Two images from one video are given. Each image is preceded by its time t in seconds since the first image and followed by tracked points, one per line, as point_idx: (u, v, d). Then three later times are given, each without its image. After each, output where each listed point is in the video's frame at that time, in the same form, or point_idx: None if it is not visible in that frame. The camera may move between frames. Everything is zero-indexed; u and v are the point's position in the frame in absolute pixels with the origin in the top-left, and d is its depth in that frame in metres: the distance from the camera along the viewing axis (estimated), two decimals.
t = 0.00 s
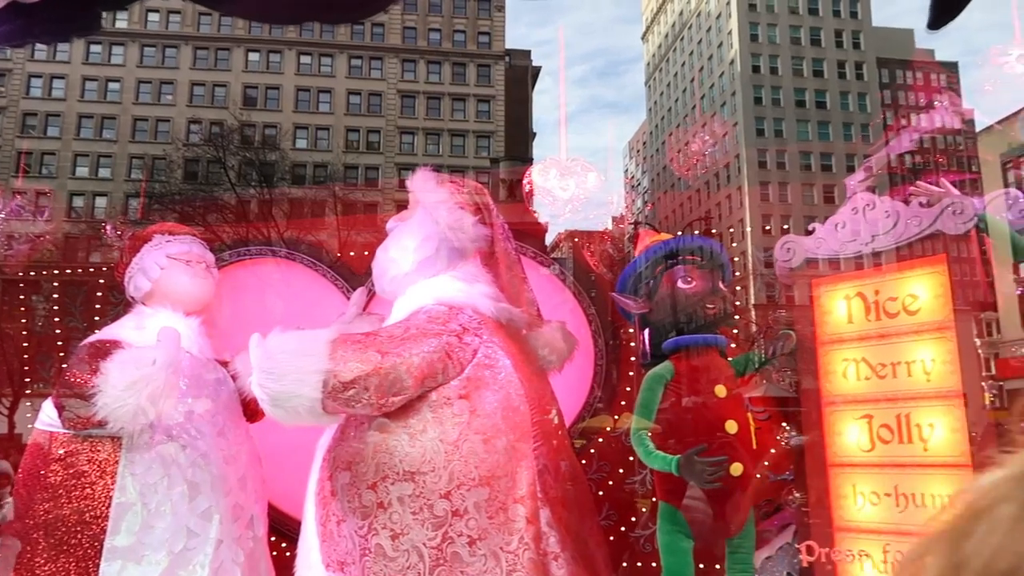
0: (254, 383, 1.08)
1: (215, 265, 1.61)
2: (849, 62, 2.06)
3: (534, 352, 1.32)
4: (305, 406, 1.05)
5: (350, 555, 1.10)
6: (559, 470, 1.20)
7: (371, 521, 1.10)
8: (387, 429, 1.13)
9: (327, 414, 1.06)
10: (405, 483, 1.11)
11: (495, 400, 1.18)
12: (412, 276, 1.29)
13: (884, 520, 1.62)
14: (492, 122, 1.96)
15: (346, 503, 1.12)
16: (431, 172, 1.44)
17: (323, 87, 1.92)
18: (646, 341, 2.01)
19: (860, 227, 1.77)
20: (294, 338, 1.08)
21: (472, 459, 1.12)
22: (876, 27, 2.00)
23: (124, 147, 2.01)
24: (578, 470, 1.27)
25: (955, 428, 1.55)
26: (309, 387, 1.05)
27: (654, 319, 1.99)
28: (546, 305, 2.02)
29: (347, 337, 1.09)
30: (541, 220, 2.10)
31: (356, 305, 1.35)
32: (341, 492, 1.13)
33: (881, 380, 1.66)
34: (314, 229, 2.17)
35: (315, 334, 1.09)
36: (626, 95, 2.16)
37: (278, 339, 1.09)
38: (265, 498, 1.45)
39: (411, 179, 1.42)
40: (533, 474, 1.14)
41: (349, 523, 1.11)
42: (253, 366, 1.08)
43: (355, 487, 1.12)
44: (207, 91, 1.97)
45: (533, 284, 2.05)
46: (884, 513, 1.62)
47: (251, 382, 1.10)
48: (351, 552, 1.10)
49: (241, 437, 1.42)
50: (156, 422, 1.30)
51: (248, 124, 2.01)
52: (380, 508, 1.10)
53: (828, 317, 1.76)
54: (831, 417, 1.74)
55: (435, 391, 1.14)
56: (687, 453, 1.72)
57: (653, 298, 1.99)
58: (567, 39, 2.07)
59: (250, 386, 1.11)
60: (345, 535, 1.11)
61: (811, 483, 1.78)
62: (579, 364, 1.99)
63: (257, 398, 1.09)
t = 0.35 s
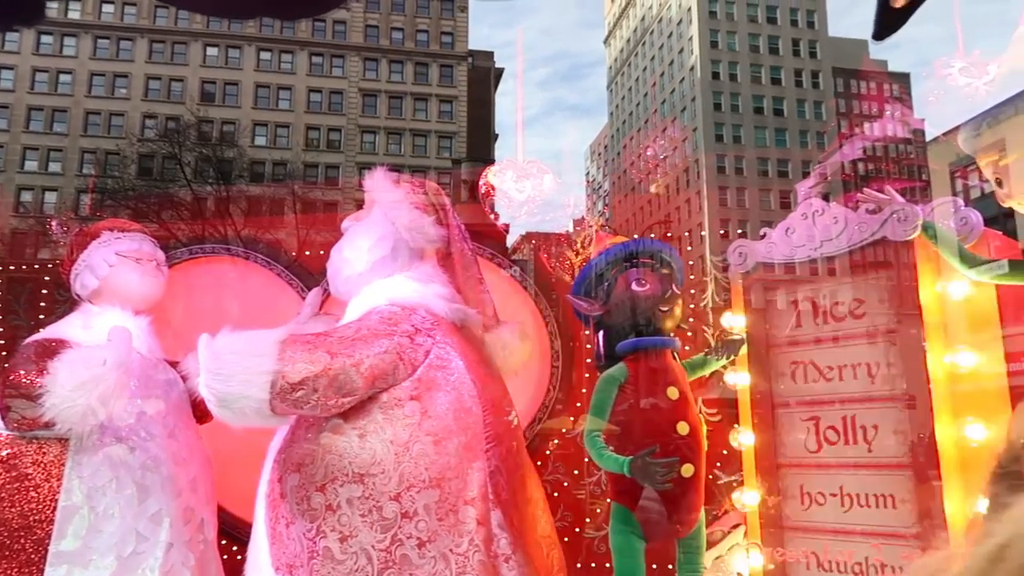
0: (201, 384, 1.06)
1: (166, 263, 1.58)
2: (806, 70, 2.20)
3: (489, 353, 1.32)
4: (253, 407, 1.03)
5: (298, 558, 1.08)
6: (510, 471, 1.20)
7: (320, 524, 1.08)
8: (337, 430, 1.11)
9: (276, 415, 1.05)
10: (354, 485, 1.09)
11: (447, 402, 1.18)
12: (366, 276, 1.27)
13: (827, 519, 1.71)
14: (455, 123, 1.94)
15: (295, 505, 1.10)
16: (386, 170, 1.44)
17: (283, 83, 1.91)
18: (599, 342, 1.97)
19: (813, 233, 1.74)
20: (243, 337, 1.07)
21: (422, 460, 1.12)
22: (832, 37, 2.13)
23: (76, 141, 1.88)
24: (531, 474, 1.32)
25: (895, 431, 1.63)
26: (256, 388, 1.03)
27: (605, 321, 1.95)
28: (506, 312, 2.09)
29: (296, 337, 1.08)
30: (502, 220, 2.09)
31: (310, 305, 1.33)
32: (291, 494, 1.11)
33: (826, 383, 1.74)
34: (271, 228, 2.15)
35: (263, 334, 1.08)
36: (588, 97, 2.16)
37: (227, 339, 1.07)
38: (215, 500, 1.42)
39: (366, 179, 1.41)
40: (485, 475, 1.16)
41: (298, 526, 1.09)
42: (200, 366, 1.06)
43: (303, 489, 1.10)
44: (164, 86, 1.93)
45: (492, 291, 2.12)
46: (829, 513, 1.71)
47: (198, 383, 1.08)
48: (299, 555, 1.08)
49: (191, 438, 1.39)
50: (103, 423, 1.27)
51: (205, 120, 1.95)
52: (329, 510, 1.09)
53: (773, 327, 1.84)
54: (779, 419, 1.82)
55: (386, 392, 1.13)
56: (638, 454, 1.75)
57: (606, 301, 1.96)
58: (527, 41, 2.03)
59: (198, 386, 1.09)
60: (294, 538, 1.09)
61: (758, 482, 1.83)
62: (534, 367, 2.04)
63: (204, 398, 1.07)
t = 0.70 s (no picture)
0: (157, 383, 1.04)
1: (123, 260, 1.55)
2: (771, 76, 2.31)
3: (451, 353, 1.32)
4: (209, 407, 1.02)
5: (256, 560, 1.07)
6: (471, 471, 1.20)
7: (278, 525, 1.07)
8: (296, 430, 1.10)
9: (233, 415, 1.03)
10: (313, 486, 1.08)
11: (409, 402, 1.17)
12: (328, 275, 1.26)
13: (783, 519, 1.72)
14: (424, 122, 1.96)
15: (253, 505, 1.08)
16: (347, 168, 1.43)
17: (250, 79, 1.88)
18: (562, 344, 1.94)
19: (776, 236, 1.73)
20: (201, 335, 1.05)
21: (383, 460, 1.12)
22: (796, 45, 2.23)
23: (35, 133, 1.77)
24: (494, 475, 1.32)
25: (849, 431, 1.64)
26: (214, 388, 1.01)
27: (569, 322, 1.94)
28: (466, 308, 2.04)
29: (255, 336, 1.06)
30: (469, 220, 2.03)
31: (270, 304, 1.31)
32: (249, 496, 1.09)
33: (782, 383, 1.76)
34: (236, 225, 2.13)
35: (221, 333, 1.06)
36: (560, 99, 2.17)
37: (184, 337, 1.05)
38: (173, 502, 1.39)
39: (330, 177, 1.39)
40: (446, 476, 1.15)
41: (256, 527, 1.08)
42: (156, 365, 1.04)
43: (262, 490, 1.08)
44: (126, 79, 1.86)
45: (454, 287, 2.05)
46: (785, 513, 1.72)
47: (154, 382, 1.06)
48: (257, 556, 1.07)
49: (148, 437, 1.36)
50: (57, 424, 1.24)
51: (168, 116, 1.88)
52: (288, 511, 1.08)
53: (733, 329, 1.86)
54: (738, 420, 1.83)
55: (346, 392, 1.12)
56: (598, 455, 1.77)
57: (570, 302, 1.95)
58: (493, 42, 2.05)
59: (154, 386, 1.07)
60: (252, 539, 1.08)
61: (716, 482, 1.85)
62: (498, 368, 2.02)
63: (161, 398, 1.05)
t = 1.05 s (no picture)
0: (115, 381, 1.03)
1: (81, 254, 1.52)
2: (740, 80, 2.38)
3: (417, 352, 1.31)
4: (169, 406, 1.00)
5: (216, 560, 1.06)
6: (436, 471, 1.20)
7: (240, 525, 1.06)
8: (258, 430, 1.09)
9: (194, 414, 1.02)
10: (276, 486, 1.07)
11: (374, 402, 1.16)
12: (293, 273, 1.25)
13: (744, 518, 1.74)
14: (394, 120, 1.93)
15: (215, 505, 1.07)
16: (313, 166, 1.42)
17: (218, 73, 1.83)
18: (528, 343, 1.98)
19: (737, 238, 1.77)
20: (161, 332, 1.04)
21: (347, 460, 1.11)
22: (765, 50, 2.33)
23: None
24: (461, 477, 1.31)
25: (809, 431, 1.67)
26: (175, 386, 1.00)
27: (537, 323, 1.95)
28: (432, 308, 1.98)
29: (218, 335, 1.05)
30: (438, 219, 2.02)
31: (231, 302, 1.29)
32: (210, 495, 1.08)
33: (745, 384, 1.77)
34: (203, 220, 2.11)
35: (183, 331, 1.04)
36: (532, 100, 2.17)
37: (144, 334, 1.04)
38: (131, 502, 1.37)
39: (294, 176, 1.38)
40: (410, 475, 1.15)
41: (217, 527, 1.07)
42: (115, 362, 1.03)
43: (223, 490, 1.07)
44: (90, 71, 1.79)
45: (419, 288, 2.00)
46: (746, 511, 1.74)
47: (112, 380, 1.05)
48: (218, 557, 1.06)
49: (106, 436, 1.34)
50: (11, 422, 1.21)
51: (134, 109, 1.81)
52: (250, 511, 1.07)
53: (695, 327, 1.86)
54: (698, 421, 1.84)
55: (311, 392, 1.11)
56: (562, 454, 1.78)
57: (537, 301, 1.95)
58: (460, 41, 2.04)
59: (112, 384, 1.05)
60: (213, 539, 1.07)
61: (676, 480, 1.85)
62: (463, 368, 1.96)
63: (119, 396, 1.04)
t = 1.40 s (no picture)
0: (81, 380, 1.01)
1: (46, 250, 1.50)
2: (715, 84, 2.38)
3: (387, 352, 1.31)
4: (136, 406, 0.99)
5: (183, 562, 1.04)
6: (406, 470, 1.22)
7: (208, 526, 1.04)
8: (226, 430, 1.07)
9: (162, 414, 1.00)
10: (246, 487, 1.06)
11: (345, 403, 1.16)
12: (262, 271, 1.25)
13: (711, 518, 1.75)
14: (369, 119, 1.86)
15: (181, 507, 1.05)
16: (284, 164, 1.41)
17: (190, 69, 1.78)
18: (496, 343, 1.94)
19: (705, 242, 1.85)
20: (129, 330, 1.03)
21: (319, 460, 1.10)
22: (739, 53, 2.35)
23: None
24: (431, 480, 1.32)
25: (776, 432, 1.69)
26: (143, 386, 0.98)
27: (511, 323, 1.95)
28: (405, 311, 1.84)
29: (187, 334, 1.03)
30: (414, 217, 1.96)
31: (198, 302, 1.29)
32: (176, 497, 1.05)
33: (715, 386, 1.77)
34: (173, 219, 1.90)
35: (151, 330, 1.03)
36: (508, 101, 2.18)
37: (112, 332, 1.02)
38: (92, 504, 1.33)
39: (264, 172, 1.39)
40: (382, 475, 1.16)
41: (183, 529, 1.04)
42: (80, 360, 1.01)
43: (191, 491, 1.05)
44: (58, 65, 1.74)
45: (392, 291, 1.87)
46: (712, 512, 1.75)
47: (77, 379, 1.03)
48: (184, 559, 1.04)
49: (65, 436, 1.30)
50: None
51: (103, 103, 1.77)
52: (218, 513, 1.05)
53: (669, 326, 1.85)
54: (667, 421, 1.84)
55: (282, 392, 1.10)
56: (530, 455, 1.78)
57: (509, 302, 1.98)
58: (431, 39, 2.03)
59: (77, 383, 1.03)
60: (179, 542, 1.04)
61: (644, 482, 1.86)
62: (434, 368, 1.81)
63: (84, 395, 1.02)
